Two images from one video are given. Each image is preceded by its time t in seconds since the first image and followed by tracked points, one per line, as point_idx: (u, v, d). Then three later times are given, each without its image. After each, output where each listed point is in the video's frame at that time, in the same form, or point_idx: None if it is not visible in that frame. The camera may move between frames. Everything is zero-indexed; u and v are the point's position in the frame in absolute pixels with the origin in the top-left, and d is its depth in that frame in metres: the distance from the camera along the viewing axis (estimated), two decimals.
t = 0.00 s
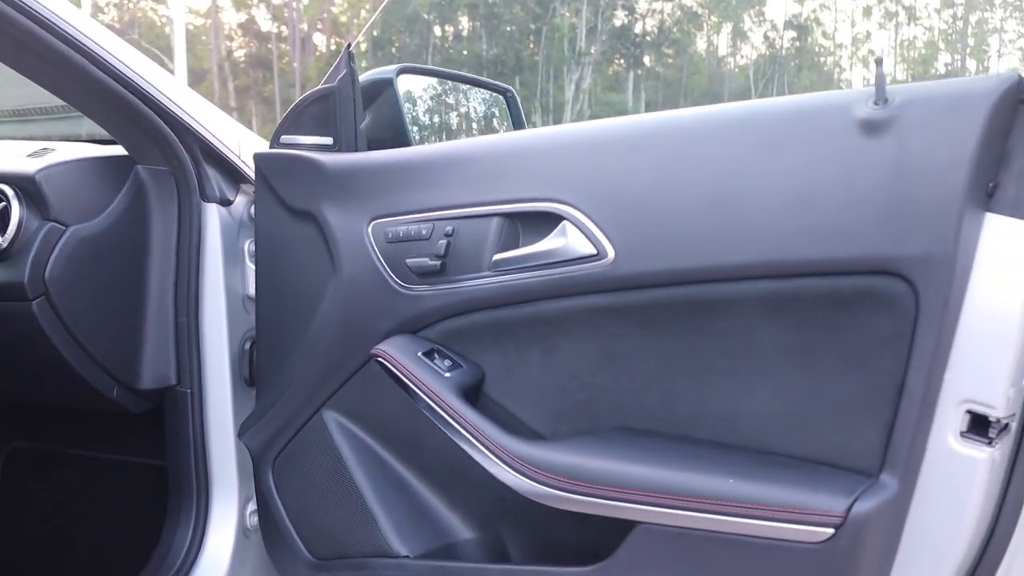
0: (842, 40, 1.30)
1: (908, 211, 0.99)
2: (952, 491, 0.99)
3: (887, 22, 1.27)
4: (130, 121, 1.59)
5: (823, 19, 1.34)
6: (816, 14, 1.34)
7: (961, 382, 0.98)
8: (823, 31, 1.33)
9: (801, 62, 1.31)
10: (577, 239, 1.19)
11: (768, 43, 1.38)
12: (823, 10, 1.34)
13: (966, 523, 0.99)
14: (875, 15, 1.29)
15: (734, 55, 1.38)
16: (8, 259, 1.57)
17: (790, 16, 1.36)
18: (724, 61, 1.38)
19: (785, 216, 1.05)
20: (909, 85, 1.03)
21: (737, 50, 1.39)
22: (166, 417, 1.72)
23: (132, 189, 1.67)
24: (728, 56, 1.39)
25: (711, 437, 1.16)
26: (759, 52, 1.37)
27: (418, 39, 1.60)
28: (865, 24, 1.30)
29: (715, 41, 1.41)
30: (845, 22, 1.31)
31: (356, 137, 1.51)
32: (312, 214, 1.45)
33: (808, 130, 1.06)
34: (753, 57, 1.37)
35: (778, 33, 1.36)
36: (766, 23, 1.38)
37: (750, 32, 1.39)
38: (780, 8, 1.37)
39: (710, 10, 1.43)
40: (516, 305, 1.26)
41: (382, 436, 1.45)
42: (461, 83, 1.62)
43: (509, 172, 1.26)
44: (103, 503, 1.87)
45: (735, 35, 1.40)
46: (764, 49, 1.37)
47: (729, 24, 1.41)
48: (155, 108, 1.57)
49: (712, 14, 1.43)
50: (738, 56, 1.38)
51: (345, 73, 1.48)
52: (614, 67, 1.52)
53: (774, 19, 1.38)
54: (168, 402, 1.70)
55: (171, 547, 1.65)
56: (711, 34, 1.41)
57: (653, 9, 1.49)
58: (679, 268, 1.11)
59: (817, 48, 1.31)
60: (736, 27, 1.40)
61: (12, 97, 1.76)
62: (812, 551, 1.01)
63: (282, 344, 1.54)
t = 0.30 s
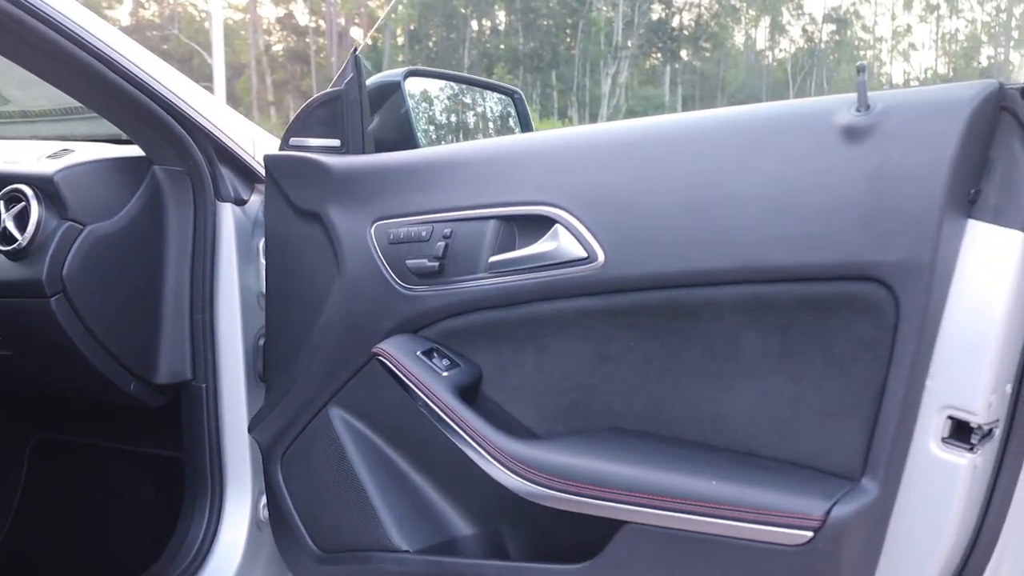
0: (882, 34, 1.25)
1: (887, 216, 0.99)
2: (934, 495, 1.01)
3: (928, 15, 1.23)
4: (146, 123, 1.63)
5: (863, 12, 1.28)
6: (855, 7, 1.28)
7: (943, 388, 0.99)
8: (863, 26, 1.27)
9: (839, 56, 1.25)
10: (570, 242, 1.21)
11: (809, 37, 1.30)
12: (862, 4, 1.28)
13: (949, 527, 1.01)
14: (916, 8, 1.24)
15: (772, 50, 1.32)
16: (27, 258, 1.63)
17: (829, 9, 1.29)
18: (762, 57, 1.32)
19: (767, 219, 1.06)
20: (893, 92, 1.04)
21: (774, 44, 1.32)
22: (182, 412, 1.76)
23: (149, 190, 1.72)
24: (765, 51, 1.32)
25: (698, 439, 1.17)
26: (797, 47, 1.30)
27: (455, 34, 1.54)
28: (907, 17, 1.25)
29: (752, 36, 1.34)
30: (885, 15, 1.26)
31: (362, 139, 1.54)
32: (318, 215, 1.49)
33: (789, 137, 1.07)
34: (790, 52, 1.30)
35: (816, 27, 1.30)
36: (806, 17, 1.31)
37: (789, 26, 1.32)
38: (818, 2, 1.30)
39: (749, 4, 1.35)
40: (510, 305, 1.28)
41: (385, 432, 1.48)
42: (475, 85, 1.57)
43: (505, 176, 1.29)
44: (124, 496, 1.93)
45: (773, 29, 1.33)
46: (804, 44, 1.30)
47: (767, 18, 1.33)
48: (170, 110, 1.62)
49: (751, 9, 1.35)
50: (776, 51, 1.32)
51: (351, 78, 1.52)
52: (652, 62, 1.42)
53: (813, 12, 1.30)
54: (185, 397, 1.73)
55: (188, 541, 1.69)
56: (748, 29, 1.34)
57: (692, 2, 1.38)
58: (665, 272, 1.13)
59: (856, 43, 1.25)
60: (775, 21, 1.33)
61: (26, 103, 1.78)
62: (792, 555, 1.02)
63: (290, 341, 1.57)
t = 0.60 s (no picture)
0: (938, 37, 1.23)
1: (887, 215, 0.98)
2: (936, 499, 0.99)
3: (987, 18, 1.22)
4: (176, 123, 1.66)
5: (919, 15, 1.27)
6: (911, 10, 1.27)
7: (948, 391, 0.97)
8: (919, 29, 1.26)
9: (894, 59, 1.23)
10: (578, 241, 1.21)
11: (864, 42, 1.28)
12: (919, 8, 1.27)
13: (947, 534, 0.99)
14: (974, 11, 1.24)
15: (825, 53, 1.30)
16: (60, 254, 1.69)
17: (885, 12, 1.28)
18: (816, 60, 1.30)
19: (771, 218, 1.05)
20: (899, 91, 1.02)
21: (828, 48, 1.30)
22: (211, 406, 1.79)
23: (180, 189, 1.76)
24: (819, 54, 1.30)
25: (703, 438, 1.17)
26: (852, 50, 1.28)
27: (505, 37, 1.59)
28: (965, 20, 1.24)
29: (805, 40, 1.33)
30: (942, 18, 1.25)
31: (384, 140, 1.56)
32: (340, 214, 1.52)
33: (795, 135, 1.06)
34: (845, 56, 1.28)
35: (871, 32, 1.28)
36: (860, 20, 1.29)
37: (843, 30, 1.30)
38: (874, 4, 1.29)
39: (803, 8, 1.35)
40: (520, 304, 1.30)
41: (404, 427, 1.50)
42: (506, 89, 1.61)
43: (518, 176, 1.30)
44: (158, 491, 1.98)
45: (827, 33, 1.32)
46: (859, 47, 1.27)
47: (822, 22, 1.32)
48: (199, 111, 1.64)
49: (804, 12, 1.35)
50: (830, 54, 1.30)
51: (372, 80, 1.54)
52: (703, 64, 1.43)
53: (867, 15, 1.29)
54: (214, 393, 1.77)
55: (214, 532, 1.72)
56: (800, 33, 1.34)
57: (741, 6, 1.41)
58: (668, 271, 1.13)
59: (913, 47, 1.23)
60: (828, 25, 1.32)
61: (63, 103, 1.86)
62: (791, 554, 1.02)
63: (312, 337, 1.60)
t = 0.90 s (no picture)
0: None
1: (922, 214, 0.96)
2: (970, 509, 0.96)
3: None
4: (236, 126, 1.69)
5: (1005, 16, 1.15)
6: (998, 12, 1.16)
7: (983, 396, 0.95)
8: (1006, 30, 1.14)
9: (977, 64, 1.13)
10: (616, 240, 1.22)
11: (944, 44, 1.17)
12: (1005, 8, 1.15)
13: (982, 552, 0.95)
14: None
15: (904, 56, 1.19)
16: (120, 250, 1.74)
17: (971, 14, 1.17)
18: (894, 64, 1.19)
19: (806, 218, 1.05)
20: (936, 89, 1.01)
21: (906, 52, 1.20)
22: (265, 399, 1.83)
23: (237, 186, 1.80)
24: (897, 58, 1.20)
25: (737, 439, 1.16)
26: (933, 54, 1.17)
27: (579, 42, 1.50)
28: None
29: (884, 43, 1.22)
30: None
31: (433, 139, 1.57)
32: (388, 213, 1.54)
33: (830, 134, 1.05)
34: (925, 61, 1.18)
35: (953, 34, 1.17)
36: (942, 23, 1.19)
37: (924, 32, 1.20)
38: (957, 5, 1.19)
39: (881, 9, 1.24)
40: (560, 303, 1.30)
41: (448, 425, 1.52)
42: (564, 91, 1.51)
43: (559, 175, 1.30)
44: (211, 489, 2.04)
45: (908, 36, 1.21)
46: (940, 50, 1.17)
47: (901, 24, 1.22)
48: (258, 115, 1.67)
49: (884, 14, 1.24)
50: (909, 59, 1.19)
51: (421, 81, 1.56)
52: (779, 69, 1.31)
53: (951, 18, 1.19)
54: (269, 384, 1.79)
55: (265, 524, 1.73)
56: (880, 36, 1.23)
57: (819, 8, 1.30)
58: (704, 271, 1.13)
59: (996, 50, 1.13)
60: (909, 28, 1.22)
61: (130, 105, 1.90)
62: (820, 559, 1.00)
63: (360, 334, 1.63)
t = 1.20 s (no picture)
0: None
1: (948, 216, 0.96)
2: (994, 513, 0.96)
3: None
4: (290, 126, 1.73)
5: None
6: None
7: (1009, 401, 0.94)
8: None
9: None
10: (648, 239, 1.23)
11: None
12: None
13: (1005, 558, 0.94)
14: None
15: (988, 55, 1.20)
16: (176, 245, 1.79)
17: None
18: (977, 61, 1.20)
19: (834, 218, 1.05)
20: (966, 88, 1.00)
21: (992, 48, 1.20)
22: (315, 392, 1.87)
23: (289, 185, 1.83)
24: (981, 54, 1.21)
25: (764, 439, 1.16)
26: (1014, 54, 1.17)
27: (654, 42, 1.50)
28: None
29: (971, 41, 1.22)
30: None
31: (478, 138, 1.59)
32: (432, 211, 1.56)
33: (861, 134, 1.05)
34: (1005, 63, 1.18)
35: None
36: None
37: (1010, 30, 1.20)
38: None
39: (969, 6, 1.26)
40: (594, 301, 1.31)
41: (487, 420, 1.54)
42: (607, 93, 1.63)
43: (596, 175, 1.31)
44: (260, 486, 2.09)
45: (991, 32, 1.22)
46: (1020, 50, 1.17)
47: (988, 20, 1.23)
48: (311, 115, 1.71)
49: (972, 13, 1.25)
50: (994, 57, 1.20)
51: (465, 81, 1.55)
52: (855, 69, 1.43)
53: None
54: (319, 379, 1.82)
55: (313, 515, 1.74)
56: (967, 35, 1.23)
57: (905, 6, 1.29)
58: (734, 270, 1.14)
59: None
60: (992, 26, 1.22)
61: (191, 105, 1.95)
62: (841, 559, 1.01)
63: (404, 329, 1.66)
